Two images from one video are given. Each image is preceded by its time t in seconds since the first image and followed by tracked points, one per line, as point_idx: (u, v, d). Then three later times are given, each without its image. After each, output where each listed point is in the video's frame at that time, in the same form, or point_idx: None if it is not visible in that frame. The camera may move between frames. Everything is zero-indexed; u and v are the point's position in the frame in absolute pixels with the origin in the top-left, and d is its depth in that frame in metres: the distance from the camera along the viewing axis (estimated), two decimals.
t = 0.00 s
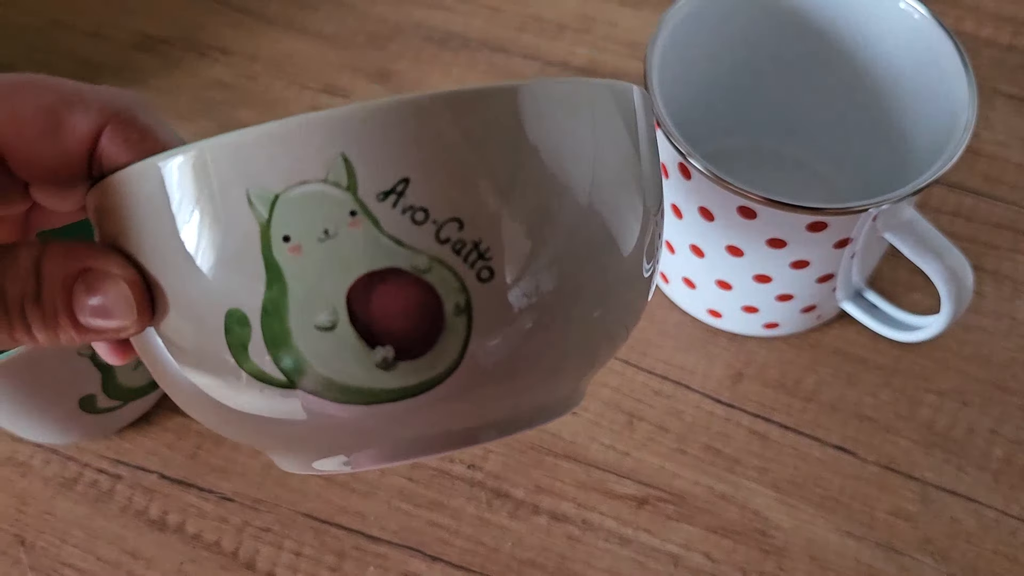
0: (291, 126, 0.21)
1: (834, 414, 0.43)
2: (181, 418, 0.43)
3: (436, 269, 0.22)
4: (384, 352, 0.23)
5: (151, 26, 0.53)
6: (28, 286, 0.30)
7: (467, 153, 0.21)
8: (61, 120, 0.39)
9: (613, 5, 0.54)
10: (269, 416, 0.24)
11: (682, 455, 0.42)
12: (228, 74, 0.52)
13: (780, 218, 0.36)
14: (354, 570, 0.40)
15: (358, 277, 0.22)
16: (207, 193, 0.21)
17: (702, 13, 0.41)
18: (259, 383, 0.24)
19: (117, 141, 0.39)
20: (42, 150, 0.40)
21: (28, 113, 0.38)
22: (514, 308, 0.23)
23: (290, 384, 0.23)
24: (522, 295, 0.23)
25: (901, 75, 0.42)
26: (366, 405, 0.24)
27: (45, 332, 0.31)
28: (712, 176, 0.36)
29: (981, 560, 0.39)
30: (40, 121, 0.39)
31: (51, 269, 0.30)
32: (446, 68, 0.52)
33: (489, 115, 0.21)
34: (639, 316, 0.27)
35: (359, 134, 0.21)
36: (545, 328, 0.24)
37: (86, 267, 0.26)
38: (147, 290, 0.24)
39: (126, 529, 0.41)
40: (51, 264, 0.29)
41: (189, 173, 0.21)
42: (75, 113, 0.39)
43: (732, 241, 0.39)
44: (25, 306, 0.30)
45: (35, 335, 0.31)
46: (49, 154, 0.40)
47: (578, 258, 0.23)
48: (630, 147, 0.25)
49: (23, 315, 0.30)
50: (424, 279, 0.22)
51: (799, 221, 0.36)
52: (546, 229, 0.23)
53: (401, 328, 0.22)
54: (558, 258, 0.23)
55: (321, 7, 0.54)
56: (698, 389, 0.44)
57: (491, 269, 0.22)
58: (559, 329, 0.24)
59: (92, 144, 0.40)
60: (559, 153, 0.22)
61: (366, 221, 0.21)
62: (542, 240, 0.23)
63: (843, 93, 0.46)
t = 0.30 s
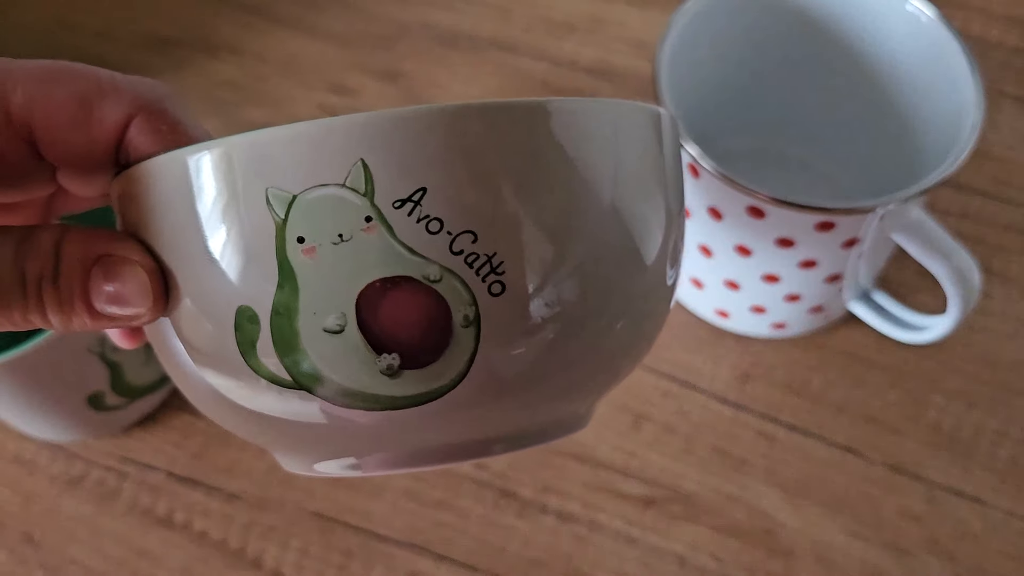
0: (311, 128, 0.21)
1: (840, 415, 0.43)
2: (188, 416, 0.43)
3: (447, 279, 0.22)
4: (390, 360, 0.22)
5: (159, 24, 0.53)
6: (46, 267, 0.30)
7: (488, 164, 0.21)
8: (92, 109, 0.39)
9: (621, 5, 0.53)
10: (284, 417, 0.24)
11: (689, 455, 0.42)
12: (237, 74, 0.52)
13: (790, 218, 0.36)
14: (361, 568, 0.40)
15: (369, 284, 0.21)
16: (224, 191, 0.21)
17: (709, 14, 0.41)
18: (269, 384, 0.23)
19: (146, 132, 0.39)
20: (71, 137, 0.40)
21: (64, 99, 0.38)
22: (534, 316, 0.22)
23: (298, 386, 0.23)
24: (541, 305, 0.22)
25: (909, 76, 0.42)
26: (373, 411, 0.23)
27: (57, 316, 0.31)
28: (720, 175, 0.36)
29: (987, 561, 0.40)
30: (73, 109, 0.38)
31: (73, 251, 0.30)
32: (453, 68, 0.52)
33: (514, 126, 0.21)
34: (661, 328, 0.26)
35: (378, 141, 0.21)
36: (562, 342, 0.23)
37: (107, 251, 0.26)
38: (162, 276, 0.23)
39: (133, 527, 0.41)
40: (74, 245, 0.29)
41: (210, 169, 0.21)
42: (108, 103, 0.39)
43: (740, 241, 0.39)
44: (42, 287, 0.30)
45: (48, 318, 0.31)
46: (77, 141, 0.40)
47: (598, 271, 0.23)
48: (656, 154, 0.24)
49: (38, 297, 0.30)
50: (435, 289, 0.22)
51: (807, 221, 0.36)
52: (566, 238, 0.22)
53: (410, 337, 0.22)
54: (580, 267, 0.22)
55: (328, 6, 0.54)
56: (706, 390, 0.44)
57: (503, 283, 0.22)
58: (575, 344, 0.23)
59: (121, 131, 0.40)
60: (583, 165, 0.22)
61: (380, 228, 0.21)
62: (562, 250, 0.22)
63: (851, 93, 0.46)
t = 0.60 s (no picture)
0: (320, 119, 0.21)
1: (840, 416, 0.43)
2: (189, 416, 0.43)
3: (451, 272, 0.22)
4: (393, 351, 0.22)
5: (161, 24, 0.54)
6: (53, 251, 0.30)
7: (496, 159, 0.21)
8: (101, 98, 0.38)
9: (621, 7, 0.54)
10: (291, 411, 0.24)
11: (689, 456, 0.42)
12: (238, 75, 0.52)
13: (791, 219, 0.36)
14: (362, 567, 0.40)
15: (374, 274, 0.21)
16: (233, 180, 0.21)
17: (708, 15, 0.41)
18: (275, 376, 0.23)
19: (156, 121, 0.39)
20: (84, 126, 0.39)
21: (75, 85, 0.38)
22: (539, 313, 0.22)
23: (302, 377, 0.23)
24: (546, 301, 0.22)
25: (909, 78, 0.42)
26: (376, 403, 0.23)
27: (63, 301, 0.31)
28: (720, 175, 0.36)
29: (987, 562, 0.40)
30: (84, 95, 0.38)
31: (82, 236, 0.29)
32: (454, 69, 0.52)
33: (523, 123, 0.21)
34: (663, 328, 0.26)
35: (386, 133, 0.21)
36: (567, 340, 0.23)
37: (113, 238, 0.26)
38: (169, 264, 0.23)
39: (135, 526, 0.41)
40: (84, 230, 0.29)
41: (217, 157, 0.21)
42: (118, 89, 0.38)
43: (741, 243, 0.39)
44: (48, 272, 0.30)
45: (53, 303, 0.31)
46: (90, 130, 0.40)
47: (603, 268, 0.23)
48: (662, 152, 0.24)
49: (45, 281, 0.30)
50: (439, 282, 0.22)
51: (807, 223, 0.36)
52: (572, 235, 0.22)
53: (414, 329, 0.22)
54: (585, 263, 0.22)
55: (329, 6, 0.54)
56: (706, 391, 0.44)
57: (507, 277, 0.22)
58: (579, 341, 0.23)
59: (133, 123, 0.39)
60: (590, 161, 0.22)
61: (387, 220, 0.21)
62: (568, 245, 0.22)
63: (853, 96, 0.46)
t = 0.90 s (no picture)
0: (317, 115, 0.21)
1: (839, 421, 0.43)
2: (190, 420, 0.44)
3: (446, 272, 0.22)
4: (386, 350, 0.22)
5: (163, 30, 0.54)
6: (46, 241, 0.30)
7: (498, 159, 0.21)
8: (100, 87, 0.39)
9: (621, 15, 0.54)
10: (292, 409, 0.24)
11: (688, 461, 0.42)
12: (240, 81, 0.52)
13: (789, 227, 0.37)
14: (362, 570, 0.41)
15: (368, 273, 0.22)
16: (231, 176, 0.22)
17: (709, 22, 0.41)
18: (271, 373, 0.23)
19: (154, 112, 0.39)
20: (80, 113, 0.40)
21: (72, 75, 0.38)
22: (539, 314, 0.23)
23: (295, 374, 0.23)
24: (547, 302, 0.23)
25: (908, 87, 0.43)
26: (373, 401, 0.23)
27: (56, 292, 0.31)
28: (717, 182, 0.37)
29: (985, 568, 0.40)
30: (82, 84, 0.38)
31: (76, 227, 0.30)
32: (455, 76, 0.52)
33: (523, 124, 0.21)
34: (663, 331, 0.27)
35: (387, 131, 0.21)
36: (567, 342, 0.23)
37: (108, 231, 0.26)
38: (164, 256, 0.24)
39: (136, 529, 0.41)
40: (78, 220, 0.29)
41: (214, 151, 0.22)
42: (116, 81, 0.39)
43: (741, 251, 0.39)
44: (42, 262, 0.30)
45: (47, 294, 0.31)
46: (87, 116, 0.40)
47: (602, 268, 0.23)
48: (664, 154, 0.24)
49: (39, 271, 0.30)
50: (434, 282, 0.22)
51: (806, 231, 0.37)
52: (571, 235, 0.22)
53: (406, 328, 0.22)
54: (584, 264, 0.23)
55: (330, 13, 0.54)
56: (706, 396, 0.44)
57: (501, 278, 0.22)
58: (578, 342, 0.24)
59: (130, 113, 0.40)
60: (590, 163, 0.22)
61: (382, 218, 0.21)
62: (567, 246, 0.22)
63: (853, 103, 0.47)
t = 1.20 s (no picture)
0: (308, 103, 0.21)
1: (839, 424, 0.43)
2: (190, 422, 0.44)
3: (434, 264, 0.22)
4: (373, 342, 0.22)
5: (163, 31, 0.54)
6: (33, 229, 0.30)
7: (491, 152, 0.21)
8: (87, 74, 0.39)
9: (622, 16, 0.54)
10: (284, 401, 0.24)
11: (688, 464, 0.42)
12: (240, 83, 0.52)
13: (790, 228, 0.37)
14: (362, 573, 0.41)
15: (355, 263, 0.22)
16: (219, 164, 0.21)
17: (711, 22, 0.41)
18: (260, 365, 0.23)
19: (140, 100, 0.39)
20: (68, 103, 0.40)
21: (61, 62, 0.38)
22: (530, 305, 0.23)
23: (279, 364, 0.23)
24: (538, 292, 0.23)
25: (908, 88, 0.42)
26: (362, 394, 0.23)
27: (43, 281, 0.31)
28: (718, 184, 0.37)
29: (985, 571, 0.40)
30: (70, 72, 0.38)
31: (64, 214, 0.30)
32: (455, 78, 0.52)
33: (517, 116, 0.21)
34: (657, 323, 0.27)
35: (373, 120, 0.21)
36: (559, 334, 0.23)
37: (97, 221, 0.27)
38: (151, 246, 0.24)
39: (136, 531, 0.41)
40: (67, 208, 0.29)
41: (203, 139, 0.21)
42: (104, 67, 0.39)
43: (742, 253, 0.39)
44: (29, 250, 0.30)
45: (34, 283, 0.31)
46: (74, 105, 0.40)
47: (597, 262, 0.23)
48: (659, 147, 0.24)
49: (26, 259, 0.30)
50: (420, 274, 0.22)
51: (807, 233, 0.36)
52: (565, 226, 0.22)
53: (392, 319, 0.22)
54: (578, 256, 0.23)
55: (330, 14, 0.54)
56: (706, 400, 0.44)
57: (489, 270, 0.22)
58: (571, 336, 0.24)
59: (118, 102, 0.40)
60: (586, 157, 0.22)
61: (368, 208, 0.21)
62: (561, 238, 0.22)
63: (855, 104, 0.47)
